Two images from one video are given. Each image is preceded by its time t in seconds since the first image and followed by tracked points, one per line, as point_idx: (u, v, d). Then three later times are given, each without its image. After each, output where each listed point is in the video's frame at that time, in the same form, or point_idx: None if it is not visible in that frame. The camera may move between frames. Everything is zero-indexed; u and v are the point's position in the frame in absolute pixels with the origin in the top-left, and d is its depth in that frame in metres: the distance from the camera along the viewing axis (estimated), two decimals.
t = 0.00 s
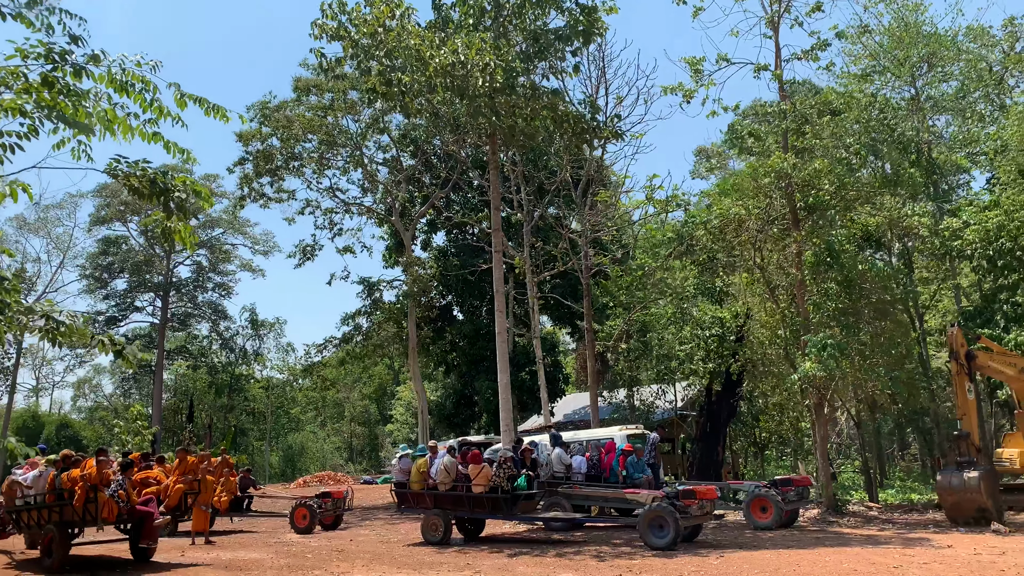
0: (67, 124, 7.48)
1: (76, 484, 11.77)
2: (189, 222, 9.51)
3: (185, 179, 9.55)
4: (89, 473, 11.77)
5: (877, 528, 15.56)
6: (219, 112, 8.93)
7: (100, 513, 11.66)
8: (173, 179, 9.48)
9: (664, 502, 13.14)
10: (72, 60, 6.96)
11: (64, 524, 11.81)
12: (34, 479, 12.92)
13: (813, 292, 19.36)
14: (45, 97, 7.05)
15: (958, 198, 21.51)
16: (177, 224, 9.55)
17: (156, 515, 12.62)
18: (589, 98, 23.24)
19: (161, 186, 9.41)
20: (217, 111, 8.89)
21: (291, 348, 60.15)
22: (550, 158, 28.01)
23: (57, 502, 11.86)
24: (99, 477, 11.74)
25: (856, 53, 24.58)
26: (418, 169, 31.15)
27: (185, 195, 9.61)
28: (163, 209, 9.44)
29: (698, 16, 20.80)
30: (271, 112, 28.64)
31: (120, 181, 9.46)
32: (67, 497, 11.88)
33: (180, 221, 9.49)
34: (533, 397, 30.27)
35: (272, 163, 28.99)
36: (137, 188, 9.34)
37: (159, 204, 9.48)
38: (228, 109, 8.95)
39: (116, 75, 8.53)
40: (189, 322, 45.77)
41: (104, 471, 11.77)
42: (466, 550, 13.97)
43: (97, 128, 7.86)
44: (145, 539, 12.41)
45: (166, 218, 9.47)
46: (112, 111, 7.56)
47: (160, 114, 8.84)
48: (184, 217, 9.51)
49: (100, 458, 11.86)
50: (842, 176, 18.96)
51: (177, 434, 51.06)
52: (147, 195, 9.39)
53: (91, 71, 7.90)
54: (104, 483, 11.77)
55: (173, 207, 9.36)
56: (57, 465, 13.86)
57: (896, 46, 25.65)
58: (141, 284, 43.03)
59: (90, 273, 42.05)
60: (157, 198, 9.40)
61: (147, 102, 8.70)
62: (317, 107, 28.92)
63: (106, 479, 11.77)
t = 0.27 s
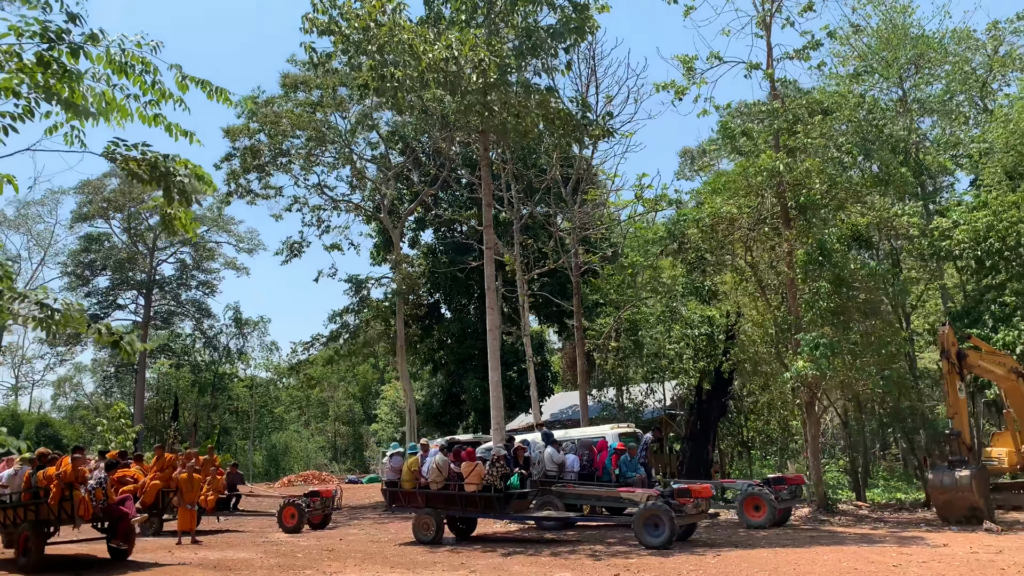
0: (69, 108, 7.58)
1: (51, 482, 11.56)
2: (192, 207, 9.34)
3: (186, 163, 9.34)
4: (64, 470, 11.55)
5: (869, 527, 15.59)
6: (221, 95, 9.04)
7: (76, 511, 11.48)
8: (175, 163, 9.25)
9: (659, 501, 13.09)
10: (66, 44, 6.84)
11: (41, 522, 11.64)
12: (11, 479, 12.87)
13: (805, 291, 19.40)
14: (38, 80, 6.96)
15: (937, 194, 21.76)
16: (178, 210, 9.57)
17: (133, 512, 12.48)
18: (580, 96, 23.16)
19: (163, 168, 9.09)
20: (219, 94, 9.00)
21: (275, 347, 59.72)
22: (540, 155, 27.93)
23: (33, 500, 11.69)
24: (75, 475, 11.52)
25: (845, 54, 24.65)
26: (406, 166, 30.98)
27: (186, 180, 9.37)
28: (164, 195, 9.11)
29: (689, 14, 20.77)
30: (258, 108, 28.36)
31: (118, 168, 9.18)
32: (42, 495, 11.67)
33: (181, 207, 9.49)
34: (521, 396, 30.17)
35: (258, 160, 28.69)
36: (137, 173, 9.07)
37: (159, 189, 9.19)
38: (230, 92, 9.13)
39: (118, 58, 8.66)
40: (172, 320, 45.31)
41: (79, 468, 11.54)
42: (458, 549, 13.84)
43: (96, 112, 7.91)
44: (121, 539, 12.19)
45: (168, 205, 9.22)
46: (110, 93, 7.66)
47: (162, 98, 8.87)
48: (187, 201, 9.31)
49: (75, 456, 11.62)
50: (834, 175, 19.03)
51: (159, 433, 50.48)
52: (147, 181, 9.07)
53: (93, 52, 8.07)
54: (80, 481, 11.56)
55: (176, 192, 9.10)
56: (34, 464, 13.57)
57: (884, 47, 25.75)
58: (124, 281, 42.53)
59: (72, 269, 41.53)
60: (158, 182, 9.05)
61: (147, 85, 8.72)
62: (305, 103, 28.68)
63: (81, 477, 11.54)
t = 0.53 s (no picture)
0: (56, 95, 7.35)
1: (21, 491, 11.20)
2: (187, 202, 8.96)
3: (182, 155, 8.94)
4: (35, 479, 11.26)
5: (865, 525, 15.50)
6: (217, 85, 8.76)
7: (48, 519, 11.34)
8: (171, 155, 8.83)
9: (657, 501, 12.92)
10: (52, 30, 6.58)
11: (12, 532, 10.94)
12: None
13: (798, 289, 19.34)
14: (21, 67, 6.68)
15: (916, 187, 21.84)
16: (173, 204, 9.23)
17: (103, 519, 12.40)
18: (569, 93, 22.99)
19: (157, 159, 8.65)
20: (214, 84, 8.72)
21: (258, 349, 59.15)
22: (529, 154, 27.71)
23: None
24: (47, 483, 11.26)
25: (833, 52, 24.65)
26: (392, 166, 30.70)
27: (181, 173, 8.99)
28: (158, 188, 8.71)
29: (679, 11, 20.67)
30: (242, 106, 27.98)
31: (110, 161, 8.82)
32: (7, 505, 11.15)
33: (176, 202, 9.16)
34: (509, 397, 29.95)
35: (242, 159, 28.31)
36: (129, 167, 8.67)
37: (154, 182, 8.80)
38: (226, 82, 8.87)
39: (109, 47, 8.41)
40: (153, 323, 44.72)
41: (52, 476, 11.32)
42: (453, 552, 13.61)
43: (85, 100, 7.60)
44: (95, 548, 12.34)
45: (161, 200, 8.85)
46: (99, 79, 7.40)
47: (155, 88, 8.59)
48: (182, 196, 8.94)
49: (48, 463, 11.37)
50: (826, 172, 18.97)
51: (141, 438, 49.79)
52: (141, 174, 8.66)
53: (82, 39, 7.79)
54: (52, 488, 11.32)
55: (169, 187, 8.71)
56: None
57: (870, 45, 25.78)
58: (104, 284, 41.90)
59: (50, 272, 40.86)
60: (152, 175, 8.64)
61: (139, 74, 8.43)
62: (289, 102, 28.33)
63: (54, 485, 11.32)
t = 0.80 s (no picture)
0: (48, 79, 7.09)
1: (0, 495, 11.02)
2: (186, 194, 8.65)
3: (181, 146, 8.63)
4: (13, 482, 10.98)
5: (866, 524, 15.38)
6: (217, 73, 8.54)
7: (29, 523, 11.07)
8: (170, 144, 8.53)
9: (658, 502, 12.76)
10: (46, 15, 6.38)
11: None
12: None
13: (797, 287, 19.26)
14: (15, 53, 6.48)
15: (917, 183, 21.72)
16: (170, 197, 8.94)
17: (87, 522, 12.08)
18: (564, 91, 22.83)
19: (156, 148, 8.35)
20: (213, 72, 8.51)
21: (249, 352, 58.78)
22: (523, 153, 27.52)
23: None
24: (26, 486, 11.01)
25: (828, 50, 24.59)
26: (385, 165, 30.48)
27: (180, 164, 8.70)
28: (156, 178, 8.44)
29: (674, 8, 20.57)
30: (233, 105, 27.71)
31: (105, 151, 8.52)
32: None
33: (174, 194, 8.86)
34: (504, 398, 29.77)
35: (234, 159, 28.04)
36: (126, 156, 8.36)
37: (151, 172, 8.51)
38: (226, 71, 8.64)
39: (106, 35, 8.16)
40: (143, 326, 44.32)
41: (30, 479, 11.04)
42: (451, 555, 13.41)
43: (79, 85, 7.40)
44: (79, 550, 11.93)
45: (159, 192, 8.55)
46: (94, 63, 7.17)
47: (152, 76, 8.35)
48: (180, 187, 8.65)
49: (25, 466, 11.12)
50: (824, 169, 18.90)
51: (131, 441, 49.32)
52: (138, 163, 8.35)
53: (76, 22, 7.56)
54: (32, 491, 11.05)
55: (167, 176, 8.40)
56: None
57: (866, 43, 25.70)
58: (93, 287, 41.49)
59: (38, 276, 40.46)
60: (150, 165, 8.36)
61: (136, 60, 8.19)
62: (281, 101, 28.08)
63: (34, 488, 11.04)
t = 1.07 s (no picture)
0: (49, 55, 6.85)
1: None
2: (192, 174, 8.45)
3: (187, 125, 8.40)
4: None
5: (877, 532, 15.09)
6: (226, 52, 8.29)
7: (13, 523, 10.86)
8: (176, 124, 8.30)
9: (667, 507, 12.49)
10: None
11: None
12: None
13: (805, 291, 19.02)
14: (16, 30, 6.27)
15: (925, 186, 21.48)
16: (175, 179, 8.70)
17: (72, 522, 11.84)
18: (571, 91, 22.58)
19: (161, 128, 8.11)
20: (222, 50, 8.28)
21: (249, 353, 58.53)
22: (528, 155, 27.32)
23: None
24: (11, 487, 11.08)
25: (837, 52, 24.37)
26: (387, 166, 30.29)
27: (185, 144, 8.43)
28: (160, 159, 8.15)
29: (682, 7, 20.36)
30: (236, 103, 27.51)
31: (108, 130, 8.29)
32: None
33: (179, 174, 8.65)
34: (506, 401, 29.52)
35: (236, 157, 27.82)
36: (131, 135, 8.13)
37: (155, 154, 8.24)
38: (233, 51, 8.39)
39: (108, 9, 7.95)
40: (142, 327, 44.10)
41: (15, 480, 11.10)
42: (454, 559, 13.15)
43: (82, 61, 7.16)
44: (68, 551, 11.80)
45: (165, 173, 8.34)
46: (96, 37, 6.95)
47: (158, 53, 8.13)
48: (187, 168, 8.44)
49: (9, 467, 11.23)
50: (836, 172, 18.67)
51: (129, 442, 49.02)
52: (143, 143, 8.11)
53: None
54: (16, 492, 11.10)
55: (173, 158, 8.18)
56: None
57: (874, 47, 25.50)
58: (92, 287, 41.27)
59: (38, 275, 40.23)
60: (154, 145, 8.09)
61: (141, 36, 7.97)
62: (284, 100, 27.88)
63: (17, 489, 11.09)
